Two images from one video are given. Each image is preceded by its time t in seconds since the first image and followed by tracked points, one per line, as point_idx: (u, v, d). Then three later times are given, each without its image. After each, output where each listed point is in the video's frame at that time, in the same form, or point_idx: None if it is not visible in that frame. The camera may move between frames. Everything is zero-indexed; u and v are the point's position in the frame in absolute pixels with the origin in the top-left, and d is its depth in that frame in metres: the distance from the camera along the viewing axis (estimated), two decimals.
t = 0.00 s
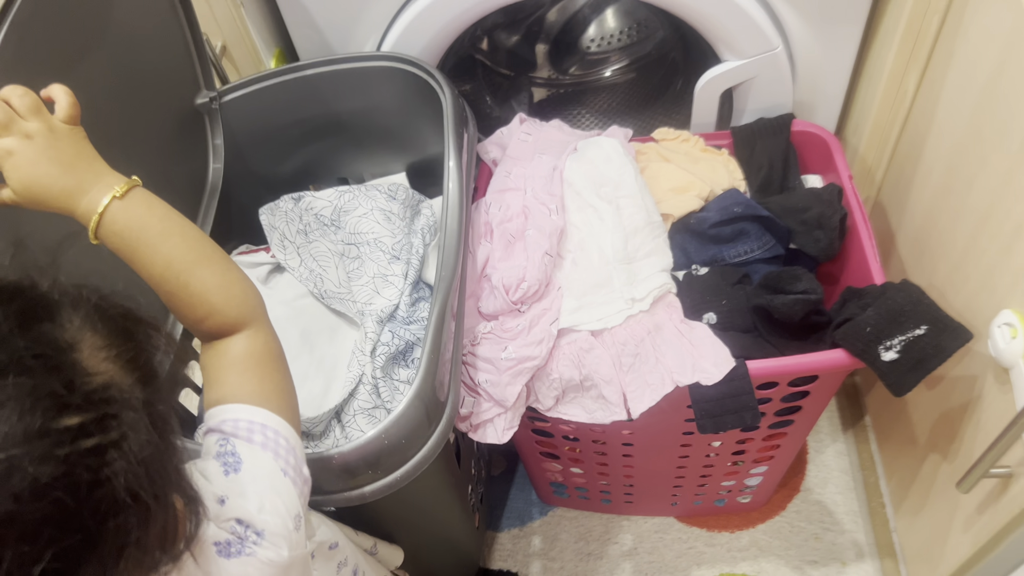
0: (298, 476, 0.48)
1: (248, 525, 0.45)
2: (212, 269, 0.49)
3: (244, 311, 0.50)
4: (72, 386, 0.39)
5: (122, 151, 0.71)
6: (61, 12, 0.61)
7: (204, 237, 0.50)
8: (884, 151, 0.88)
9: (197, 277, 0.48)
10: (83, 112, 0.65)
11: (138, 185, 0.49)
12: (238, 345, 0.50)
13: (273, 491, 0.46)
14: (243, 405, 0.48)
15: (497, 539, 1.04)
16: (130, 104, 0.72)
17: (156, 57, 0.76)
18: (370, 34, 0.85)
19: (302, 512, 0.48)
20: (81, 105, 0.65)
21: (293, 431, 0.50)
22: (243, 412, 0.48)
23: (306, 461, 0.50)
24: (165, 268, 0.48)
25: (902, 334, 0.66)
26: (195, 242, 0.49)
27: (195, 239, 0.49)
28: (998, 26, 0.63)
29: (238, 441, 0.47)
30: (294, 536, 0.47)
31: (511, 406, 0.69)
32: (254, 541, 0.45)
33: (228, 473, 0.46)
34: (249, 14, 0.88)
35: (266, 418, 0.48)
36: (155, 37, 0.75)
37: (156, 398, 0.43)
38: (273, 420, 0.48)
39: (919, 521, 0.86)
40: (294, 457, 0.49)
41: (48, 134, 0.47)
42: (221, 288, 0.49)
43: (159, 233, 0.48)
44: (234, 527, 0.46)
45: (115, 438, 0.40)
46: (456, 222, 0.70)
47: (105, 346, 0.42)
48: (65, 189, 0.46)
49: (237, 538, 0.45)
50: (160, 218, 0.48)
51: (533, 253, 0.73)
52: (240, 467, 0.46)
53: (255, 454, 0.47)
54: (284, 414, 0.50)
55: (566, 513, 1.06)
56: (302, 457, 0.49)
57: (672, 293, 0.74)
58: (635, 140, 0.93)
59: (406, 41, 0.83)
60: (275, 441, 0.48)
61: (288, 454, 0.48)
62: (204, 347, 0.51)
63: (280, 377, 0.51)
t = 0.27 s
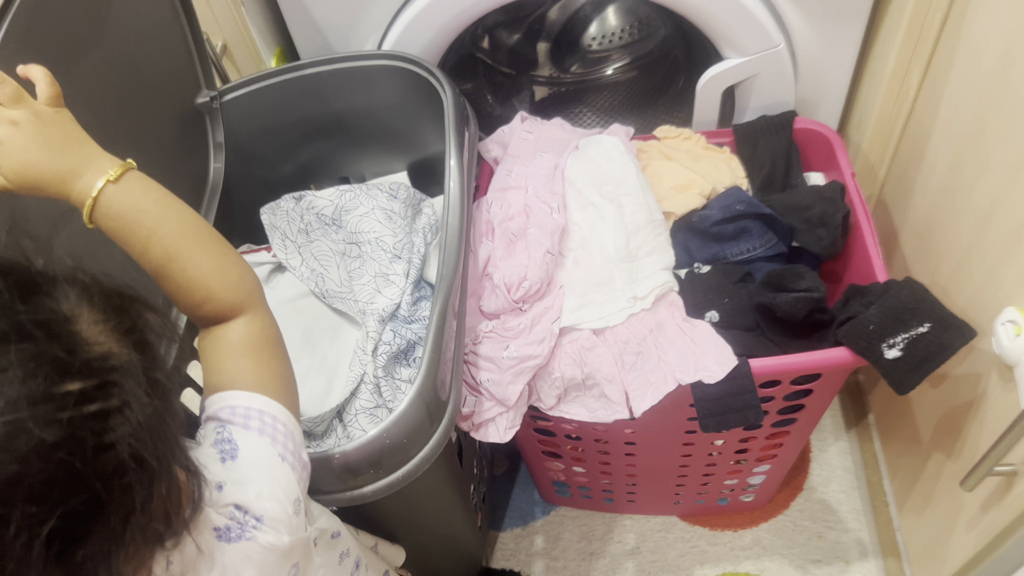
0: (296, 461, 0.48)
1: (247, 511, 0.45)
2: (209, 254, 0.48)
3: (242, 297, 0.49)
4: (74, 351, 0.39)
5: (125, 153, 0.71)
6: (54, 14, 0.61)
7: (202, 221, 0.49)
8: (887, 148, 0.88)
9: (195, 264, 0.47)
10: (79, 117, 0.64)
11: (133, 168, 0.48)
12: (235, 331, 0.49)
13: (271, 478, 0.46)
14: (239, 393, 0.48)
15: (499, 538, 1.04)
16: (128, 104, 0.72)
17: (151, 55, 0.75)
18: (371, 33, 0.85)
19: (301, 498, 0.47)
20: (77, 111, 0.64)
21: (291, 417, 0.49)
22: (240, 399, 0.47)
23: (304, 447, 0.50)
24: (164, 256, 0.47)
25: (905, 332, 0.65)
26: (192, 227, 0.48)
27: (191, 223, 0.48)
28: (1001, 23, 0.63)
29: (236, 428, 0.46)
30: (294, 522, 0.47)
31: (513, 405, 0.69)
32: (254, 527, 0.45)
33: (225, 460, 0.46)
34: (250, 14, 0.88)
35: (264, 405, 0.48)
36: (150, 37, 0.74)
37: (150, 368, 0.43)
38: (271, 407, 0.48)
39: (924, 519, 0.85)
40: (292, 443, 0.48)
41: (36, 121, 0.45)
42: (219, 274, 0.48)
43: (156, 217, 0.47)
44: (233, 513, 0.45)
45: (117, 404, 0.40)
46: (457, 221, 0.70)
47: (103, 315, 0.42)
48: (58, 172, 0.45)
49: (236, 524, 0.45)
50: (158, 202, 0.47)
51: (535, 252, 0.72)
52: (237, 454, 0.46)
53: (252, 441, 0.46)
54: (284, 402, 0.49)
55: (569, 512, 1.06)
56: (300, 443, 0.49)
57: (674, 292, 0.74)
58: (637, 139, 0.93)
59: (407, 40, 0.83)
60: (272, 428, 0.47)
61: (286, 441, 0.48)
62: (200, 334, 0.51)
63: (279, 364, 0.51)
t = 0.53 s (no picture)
0: (289, 454, 0.47)
1: (240, 503, 0.44)
2: (199, 243, 0.48)
3: (232, 286, 0.49)
4: (63, 339, 0.38)
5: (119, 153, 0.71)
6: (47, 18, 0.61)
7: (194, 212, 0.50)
8: (883, 146, 0.88)
9: (183, 252, 0.48)
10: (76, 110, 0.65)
11: (128, 156, 0.49)
12: (225, 321, 0.49)
13: (263, 468, 0.45)
14: (230, 387, 0.47)
15: (498, 538, 1.04)
16: (123, 103, 0.72)
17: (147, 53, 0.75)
18: (366, 33, 0.85)
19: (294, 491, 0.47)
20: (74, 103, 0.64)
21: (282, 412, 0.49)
22: (231, 393, 0.47)
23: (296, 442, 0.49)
24: (150, 242, 0.47)
25: (901, 330, 0.65)
26: (183, 216, 0.48)
27: (183, 213, 0.49)
28: (997, 20, 0.62)
29: (227, 422, 0.46)
30: (288, 515, 0.46)
31: (508, 406, 0.69)
32: (248, 519, 0.44)
33: (217, 453, 0.45)
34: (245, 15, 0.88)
35: (255, 398, 0.47)
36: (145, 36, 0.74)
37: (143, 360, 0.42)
38: (262, 400, 0.48)
39: (922, 517, 0.85)
40: (284, 436, 0.48)
41: (30, 104, 0.46)
42: (209, 263, 0.49)
43: (146, 204, 0.47)
44: (227, 506, 0.44)
45: (109, 390, 0.38)
46: (452, 221, 0.70)
47: (88, 306, 0.41)
48: (53, 158, 0.46)
49: (230, 516, 0.44)
50: (148, 191, 0.48)
51: (530, 252, 0.72)
52: (229, 447, 0.45)
53: (244, 433, 0.46)
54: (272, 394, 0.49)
55: (568, 511, 1.06)
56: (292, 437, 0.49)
57: (669, 291, 0.74)
58: (633, 138, 0.93)
59: (402, 40, 0.83)
60: (264, 421, 0.47)
61: (278, 434, 0.47)
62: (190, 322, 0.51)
63: (269, 356, 0.50)
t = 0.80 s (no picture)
0: (275, 452, 0.47)
1: (227, 504, 0.44)
2: (175, 243, 0.48)
3: (209, 286, 0.49)
4: (36, 355, 0.37)
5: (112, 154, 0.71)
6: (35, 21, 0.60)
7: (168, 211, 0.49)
8: (880, 142, 0.87)
9: (158, 252, 0.47)
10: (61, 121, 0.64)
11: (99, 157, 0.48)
12: (205, 322, 0.49)
13: (248, 468, 0.45)
14: (212, 387, 0.47)
15: (497, 537, 1.04)
16: (110, 109, 0.71)
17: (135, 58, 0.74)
18: (360, 32, 0.84)
19: (282, 490, 0.47)
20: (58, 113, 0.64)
21: (267, 410, 0.48)
22: (214, 393, 0.46)
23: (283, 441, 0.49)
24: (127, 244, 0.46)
25: (897, 329, 0.65)
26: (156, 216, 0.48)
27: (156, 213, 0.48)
28: (994, 16, 0.62)
29: (211, 422, 0.46)
30: (276, 514, 0.46)
31: (504, 406, 0.68)
32: (235, 519, 0.44)
33: (202, 454, 0.45)
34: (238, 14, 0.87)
35: (238, 398, 0.47)
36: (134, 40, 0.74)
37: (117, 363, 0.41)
38: (245, 399, 0.47)
39: (920, 515, 0.85)
40: (270, 435, 0.47)
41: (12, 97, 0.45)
42: (185, 263, 0.48)
43: (118, 206, 0.46)
44: (214, 507, 0.44)
45: (86, 405, 0.38)
46: (446, 221, 0.69)
47: (61, 318, 0.39)
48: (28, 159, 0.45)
49: (217, 517, 0.44)
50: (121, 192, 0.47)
51: (525, 251, 0.72)
52: (214, 447, 0.45)
53: (228, 433, 0.46)
54: (257, 392, 0.48)
55: (566, 510, 1.06)
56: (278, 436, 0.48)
57: (665, 290, 0.74)
58: (629, 136, 0.92)
59: (396, 38, 0.82)
60: (248, 420, 0.47)
61: (263, 432, 0.47)
62: (172, 327, 0.50)
63: (252, 356, 0.50)
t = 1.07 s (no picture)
0: (249, 439, 0.47)
1: (204, 492, 0.44)
2: (130, 238, 0.48)
3: (168, 278, 0.49)
4: None
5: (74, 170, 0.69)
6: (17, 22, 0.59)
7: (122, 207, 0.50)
8: (877, 137, 0.87)
9: (114, 249, 0.47)
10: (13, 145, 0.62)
11: (45, 162, 0.49)
12: (170, 313, 0.49)
13: (222, 456, 0.45)
14: (182, 378, 0.47)
15: (495, 535, 1.04)
16: (89, 119, 0.70)
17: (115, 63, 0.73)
18: (352, 29, 0.84)
19: (258, 476, 0.47)
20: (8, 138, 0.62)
21: (237, 398, 0.49)
22: (183, 384, 0.47)
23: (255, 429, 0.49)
24: (87, 244, 0.47)
25: (893, 326, 0.65)
26: (108, 213, 0.48)
27: (108, 210, 0.48)
28: (991, 9, 0.61)
29: (182, 412, 0.46)
30: (253, 500, 0.46)
31: (498, 406, 0.68)
32: (212, 507, 0.44)
33: (174, 445, 0.45)
34: (229, 13, 0.87)
35: (208, 387, 0.47)
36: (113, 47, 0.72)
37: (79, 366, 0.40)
38: (215, 387, 0.48)
39: (918, 512, 0.84)
40: (242, 423, 0.48)
41: None
42: (143, 256, 0.48)
43: (69, 207, 0.47)
44: (190, 496, 0.44)
45: (54, 411, 0.37)
46: (438, 220, 0.69)
47: (21, 325, 0.39)
48: None
49: (194, 506, 0.44)
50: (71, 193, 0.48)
51: (518, 250, 0.72)
52: (186, 437, 0.45)
53: (200, 422, 0.46)
54: (229, 381, 0.49)
55: (565, 508, 1.05)
56: (250, 423, 0.49)
57: (660, 288, 0.73)
58: (624, 132, 0.92)
59: (388, 35, 0.82)
60: (219, 408, 0.47)
61: (235, 420, 0.47)
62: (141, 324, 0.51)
63: (222, 346, 0.51)
